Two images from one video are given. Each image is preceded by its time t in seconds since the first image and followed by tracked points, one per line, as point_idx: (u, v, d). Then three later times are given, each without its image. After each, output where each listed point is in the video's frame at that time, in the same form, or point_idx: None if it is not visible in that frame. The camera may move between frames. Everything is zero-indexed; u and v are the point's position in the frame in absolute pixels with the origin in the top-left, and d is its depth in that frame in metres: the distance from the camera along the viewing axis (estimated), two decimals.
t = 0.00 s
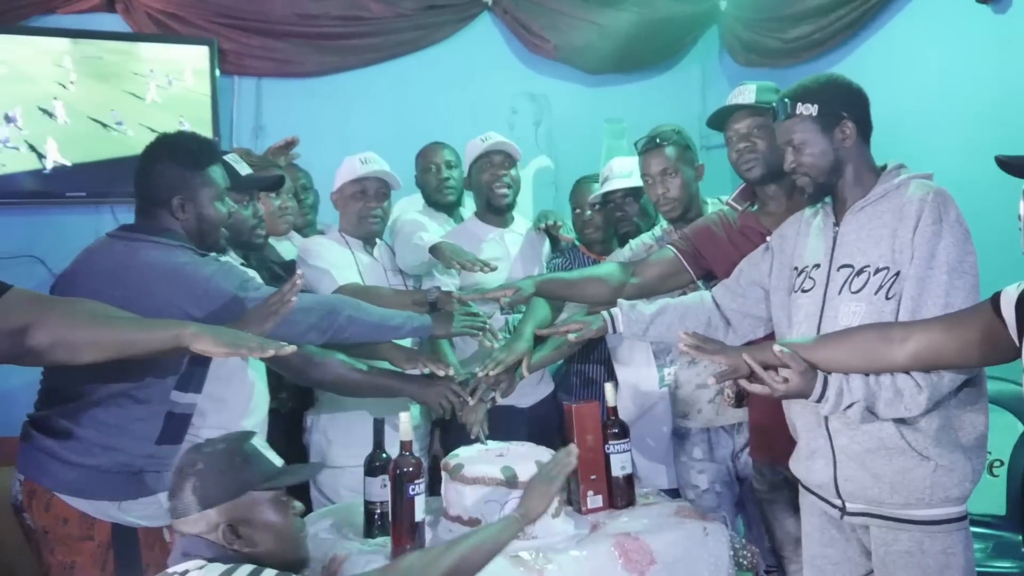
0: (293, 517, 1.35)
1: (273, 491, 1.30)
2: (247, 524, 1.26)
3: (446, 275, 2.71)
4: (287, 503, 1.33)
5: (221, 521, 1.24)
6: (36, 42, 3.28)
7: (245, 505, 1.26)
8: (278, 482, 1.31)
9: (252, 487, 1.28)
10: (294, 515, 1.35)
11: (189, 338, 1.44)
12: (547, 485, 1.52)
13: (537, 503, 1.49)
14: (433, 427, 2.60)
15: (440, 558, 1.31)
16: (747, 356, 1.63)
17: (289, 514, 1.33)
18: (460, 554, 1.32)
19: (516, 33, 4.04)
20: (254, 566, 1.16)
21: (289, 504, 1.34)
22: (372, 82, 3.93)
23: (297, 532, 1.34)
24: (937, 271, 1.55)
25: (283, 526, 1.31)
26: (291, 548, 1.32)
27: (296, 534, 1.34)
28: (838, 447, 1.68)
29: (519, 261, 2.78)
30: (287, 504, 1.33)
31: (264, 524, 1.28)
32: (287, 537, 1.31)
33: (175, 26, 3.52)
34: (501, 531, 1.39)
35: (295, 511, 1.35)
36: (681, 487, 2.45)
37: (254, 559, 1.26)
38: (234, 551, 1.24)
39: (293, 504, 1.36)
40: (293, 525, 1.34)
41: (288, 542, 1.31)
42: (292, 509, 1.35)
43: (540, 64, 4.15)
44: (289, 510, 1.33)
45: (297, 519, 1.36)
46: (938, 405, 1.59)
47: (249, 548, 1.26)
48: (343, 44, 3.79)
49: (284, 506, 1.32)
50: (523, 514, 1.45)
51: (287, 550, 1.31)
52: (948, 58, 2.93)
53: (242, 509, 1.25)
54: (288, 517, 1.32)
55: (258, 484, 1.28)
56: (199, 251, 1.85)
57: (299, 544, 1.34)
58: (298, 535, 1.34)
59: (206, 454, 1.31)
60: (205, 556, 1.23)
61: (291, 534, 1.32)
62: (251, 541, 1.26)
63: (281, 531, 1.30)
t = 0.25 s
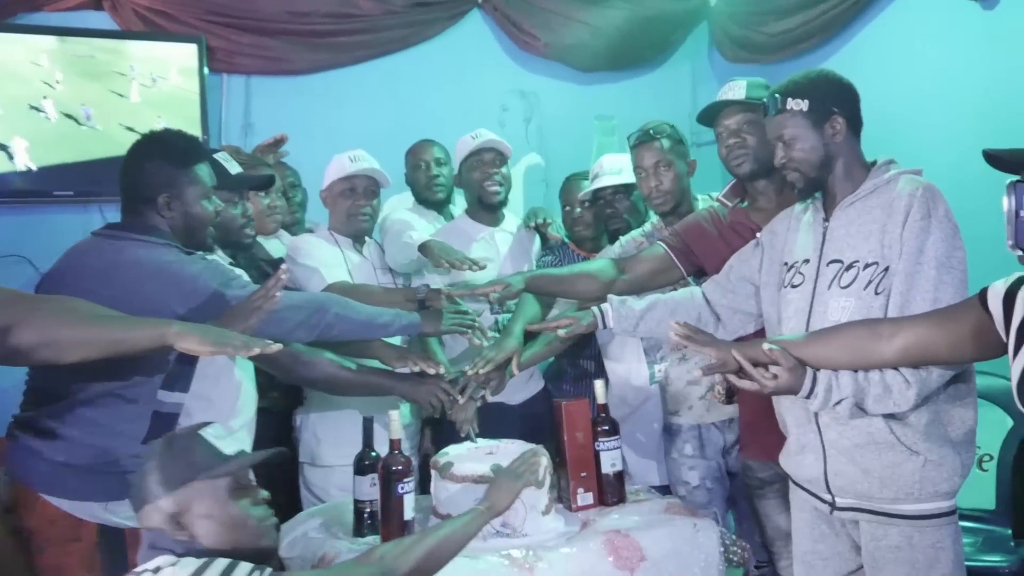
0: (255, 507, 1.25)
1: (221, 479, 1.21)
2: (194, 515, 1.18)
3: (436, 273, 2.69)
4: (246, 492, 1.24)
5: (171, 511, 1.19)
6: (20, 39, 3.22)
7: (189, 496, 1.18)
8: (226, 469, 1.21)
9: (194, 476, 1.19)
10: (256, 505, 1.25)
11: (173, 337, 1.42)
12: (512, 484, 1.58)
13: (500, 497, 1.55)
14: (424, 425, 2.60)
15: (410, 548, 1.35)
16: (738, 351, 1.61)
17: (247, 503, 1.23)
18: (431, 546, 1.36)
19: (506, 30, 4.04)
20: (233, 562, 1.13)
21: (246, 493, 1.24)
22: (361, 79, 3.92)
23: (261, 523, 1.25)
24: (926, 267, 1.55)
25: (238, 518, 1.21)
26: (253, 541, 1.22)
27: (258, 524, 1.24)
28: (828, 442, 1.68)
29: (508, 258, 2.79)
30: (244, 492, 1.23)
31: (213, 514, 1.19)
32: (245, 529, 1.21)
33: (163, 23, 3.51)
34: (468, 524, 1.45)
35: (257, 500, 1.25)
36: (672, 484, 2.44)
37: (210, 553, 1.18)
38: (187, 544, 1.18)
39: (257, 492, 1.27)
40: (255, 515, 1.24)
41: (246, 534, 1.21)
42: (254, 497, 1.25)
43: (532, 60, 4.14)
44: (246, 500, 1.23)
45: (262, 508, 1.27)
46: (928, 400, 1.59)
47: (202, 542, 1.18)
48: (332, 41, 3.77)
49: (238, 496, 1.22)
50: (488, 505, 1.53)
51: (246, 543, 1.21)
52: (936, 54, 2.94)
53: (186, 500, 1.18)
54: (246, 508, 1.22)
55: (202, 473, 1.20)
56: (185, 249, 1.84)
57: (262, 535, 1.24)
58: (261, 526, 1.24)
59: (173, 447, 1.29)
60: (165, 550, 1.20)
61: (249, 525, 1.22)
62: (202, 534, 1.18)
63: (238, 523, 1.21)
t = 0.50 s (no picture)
0: (195, 501, 1.20)
1: (151, 472, 1.17)
2: (128, 510, 1.17)
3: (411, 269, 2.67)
4: (182, 486, 1.19)
5: (111, 505, 1.18)
6: None
7: (120, 490, 1.17)
8: (152, 463, 1.17)
9: (123, 471, 1.17)
10: (197, 499, 1.20)
11: (140, 333, 1.41)
12: (477, 488, 1.54)
13: (465, 500, 1.51)
14: (399, 422, 2.59)
15: (370, 548, 1.33)
16: (710, 345, 1.62)
17: (184, 498, 1.19)
18: (392, 547, 1.36)
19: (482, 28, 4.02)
20: (186, 557, 1.09)
21: (183, 488, 1.19)
22: (336, 75, 3.89)
23: (202, 518, 1.20)
24: (896, 261, 1.57)
25: (171, 513, 1.17)
26: (190, 538, 1.18)
27: (197, 520, 1.19)
28: (800, 436, 1.69)
29: (482, 254, 2.78)
30: (179, 487, 1.19)
31: (144, 510, 1.16)
32: (181, 525, 1.17)
33: (133, 16, 3.44)
34: (430, 529, 1.43)
35: (198, 496, 1.20)
36: (648, 479, 2.45)
37: (149, 550, 1.16)
38: (128, 539, 1.17)
39: (201, 486, 1.21)
40: (194, 511, 1.19)
41: (180, 530, 1.17)
42: (193, 492, 1.20)
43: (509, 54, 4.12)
44: (181, 495, 1.19)
45: (207, 503, 1.22)
46: (898, 394, 1.61)
47: (138, 537, 1.17)
48: (306, 35, 3.74)
49: (170, 490, 1.18)
50: (452, 510, 1.49)
51: (182, 540, 1.17)
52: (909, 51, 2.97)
53: (119, 495, 1.17)
54: (181, 503, 1.18)
55: (129, 468, 1.17)
56: (155, 246, 1.80)
57: (205, 531, 1.20)
58: (200, 522, 1.19)
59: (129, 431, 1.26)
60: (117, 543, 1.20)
61: (186, 521, 1.18)
62: (137, 530, 1.17)
63: (172, 519, 1.17)
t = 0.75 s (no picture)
0: (176, 500, 1.18)
1: (133, 469, 1.17)
2: (109, 505, 1.16)
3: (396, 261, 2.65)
4: (162, 484, 1.18)
5: (96, 499, 1.18)
6: None
7: (103, 486, 1.17)
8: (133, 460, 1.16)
9: (106, 466, 1.17)
10: (178, 498, 1.19)
11: (120, 324, 1.40)
12: (462, 494, 1.54)
13: (450, 508, 1.50)
14: (384, 414, 2.58)
15: (351, 551, 1.32)
16: (696, 335, 1.63)
17: (164, 497, 1.17)
18: (374, 548, 1.35)
19: (469, 20, 4.02)
20: (164, 551, 1.09)
21: (164, 486, 1.18)
22: (321, 67, 3.86)
23: (182, 517, 1.18)
24: (880, 253, 1.57)
25: (151, 511, 1.16)
26: (169, 536, 1.17)
27: (176, 520, 1.17)
28: (785, 428, 1.69)
29: (467, 246, 2.78)
30: (160, 485, 1.18)
31: (124, 507, 1.15)
32: (160, 523, 1.16)
33: (114, 7, 3.41)
34: (414, 532, 1.41)
35: (178, 495, 1.19)
36: (637, 470, 2.45)
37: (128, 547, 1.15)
38: (109, 534, 1.17)
39: (183, 485, 1.20)
40: (175, 509, 1.18)
41: (158, 528, 1.16)
42: (174, 491, 1.18)
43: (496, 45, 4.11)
44: (161, 493, 1.17)
45: (188, 502, 1.20)
46: (883, 385, 1.62)
47: (118, 533, 1.16)
48: (290, 26, 3.72)
49: (149, 488, 1.17)
50: (437, 516, 1.48)
51: (160, 538, 1.16)
52: (893, 43, 2.99)
53: (102, 490, 1.17)
54: (161, 501, 1.17)
55: (112, 464, 1.17)
56: (137, 238, 1.78)
57: (185, 530, 1.18)
58: (179, 521, 1.18)
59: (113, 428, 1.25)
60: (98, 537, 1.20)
61: (164, 520, 1.16)
62: (118, 526, 1.16)
63: (151, 517, 1.16)
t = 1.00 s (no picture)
0: (156, 500, 1.18)
1: (113, 469, 1.16)
2: (90, 506, 1.15)
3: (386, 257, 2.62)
4: (143, 484, 1.17)
5: (77, 499, 1.17)
6: None
7: (84, 486, 1.16)
8: (113, 459, 1.16)
9: (86, 466, 1.16)
10: (158, 498, 1.18)
11: (104, 321, 1.39)
12: (451, 489, 1.53)
13: (438, 504, 1.49)
14: (375, 411, 2.57)
15: (336, 547, 1.31)
16: (687, 328, 1.62)
17: (143, 497, 1.17)
18: (359, 545, 1.33)
19: (460, 13, 4.00)
20: (145, 549, 1.09)
21: (143, 486, 1.17)
22: (310, 62, 3.84)
23: (162, 517, 1.18)
24: (871, 246, 1.57)
25: (131, 512, 1.15)
26: (148, 536, 1.16)
27: (155, 520, 1.17)
28: (776, 422, 1.69)
29: (457, 241, 2.76)
30: (139, 485, 1.17)
31: (104, 508, 1.15)
32: (139, 524, 1.15)
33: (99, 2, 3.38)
34: (400, 528, 1.40)
35: (158, 495, 1.18)
36: (636, 463, 2.46)
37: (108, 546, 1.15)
38: (89, 534, 1.16)
39: (163, 485, 1.19)
40: (154, 510, 1.17)
41: (138, 529, 1.15)
42: (154, 491, 1.18)
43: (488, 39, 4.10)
44: (140, 493, 1.17)
45: (168, 502, 1.19)
46: (873, 378, 1.62)
47: (98, 533, 1.15)
48: (279, 21, 3.70)
49: (129, 489, 1.16)
50: (424, 511, 1.47)
51: (140, 538, 1.15)
52: (882, 34, 2.98)
53: (82, 490, 1.16)
54: (140, 501, 1.16)
55: (92, 463, 1.16)
56: (124, 235, 1.76)
57: (165, 530, 1.18)
58: (159, 522, 1.17)
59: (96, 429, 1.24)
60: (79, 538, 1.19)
61: (144, 520, 1.16)
62: (98, 526, 1.15)
63: (130, 518, 1.15)
